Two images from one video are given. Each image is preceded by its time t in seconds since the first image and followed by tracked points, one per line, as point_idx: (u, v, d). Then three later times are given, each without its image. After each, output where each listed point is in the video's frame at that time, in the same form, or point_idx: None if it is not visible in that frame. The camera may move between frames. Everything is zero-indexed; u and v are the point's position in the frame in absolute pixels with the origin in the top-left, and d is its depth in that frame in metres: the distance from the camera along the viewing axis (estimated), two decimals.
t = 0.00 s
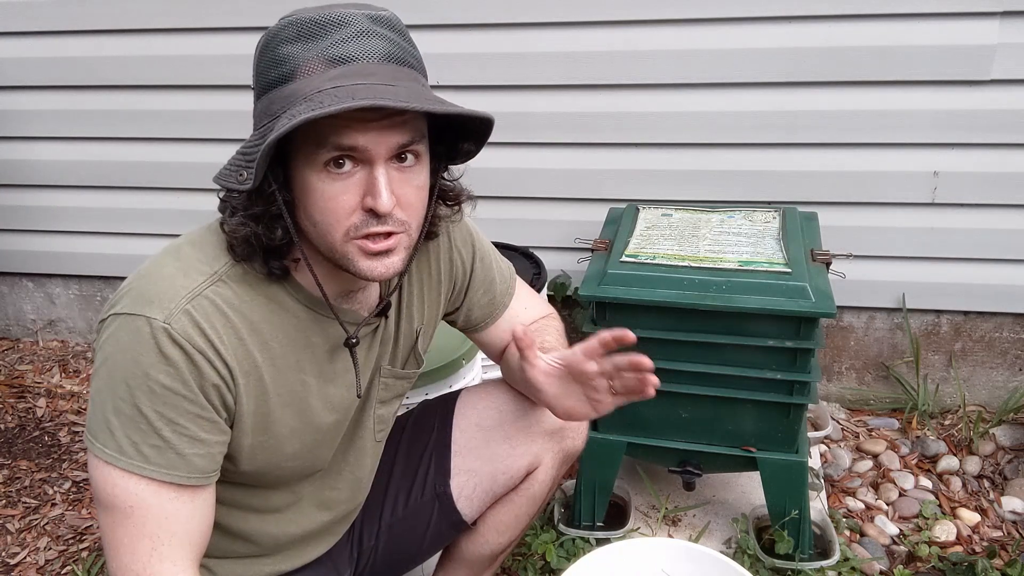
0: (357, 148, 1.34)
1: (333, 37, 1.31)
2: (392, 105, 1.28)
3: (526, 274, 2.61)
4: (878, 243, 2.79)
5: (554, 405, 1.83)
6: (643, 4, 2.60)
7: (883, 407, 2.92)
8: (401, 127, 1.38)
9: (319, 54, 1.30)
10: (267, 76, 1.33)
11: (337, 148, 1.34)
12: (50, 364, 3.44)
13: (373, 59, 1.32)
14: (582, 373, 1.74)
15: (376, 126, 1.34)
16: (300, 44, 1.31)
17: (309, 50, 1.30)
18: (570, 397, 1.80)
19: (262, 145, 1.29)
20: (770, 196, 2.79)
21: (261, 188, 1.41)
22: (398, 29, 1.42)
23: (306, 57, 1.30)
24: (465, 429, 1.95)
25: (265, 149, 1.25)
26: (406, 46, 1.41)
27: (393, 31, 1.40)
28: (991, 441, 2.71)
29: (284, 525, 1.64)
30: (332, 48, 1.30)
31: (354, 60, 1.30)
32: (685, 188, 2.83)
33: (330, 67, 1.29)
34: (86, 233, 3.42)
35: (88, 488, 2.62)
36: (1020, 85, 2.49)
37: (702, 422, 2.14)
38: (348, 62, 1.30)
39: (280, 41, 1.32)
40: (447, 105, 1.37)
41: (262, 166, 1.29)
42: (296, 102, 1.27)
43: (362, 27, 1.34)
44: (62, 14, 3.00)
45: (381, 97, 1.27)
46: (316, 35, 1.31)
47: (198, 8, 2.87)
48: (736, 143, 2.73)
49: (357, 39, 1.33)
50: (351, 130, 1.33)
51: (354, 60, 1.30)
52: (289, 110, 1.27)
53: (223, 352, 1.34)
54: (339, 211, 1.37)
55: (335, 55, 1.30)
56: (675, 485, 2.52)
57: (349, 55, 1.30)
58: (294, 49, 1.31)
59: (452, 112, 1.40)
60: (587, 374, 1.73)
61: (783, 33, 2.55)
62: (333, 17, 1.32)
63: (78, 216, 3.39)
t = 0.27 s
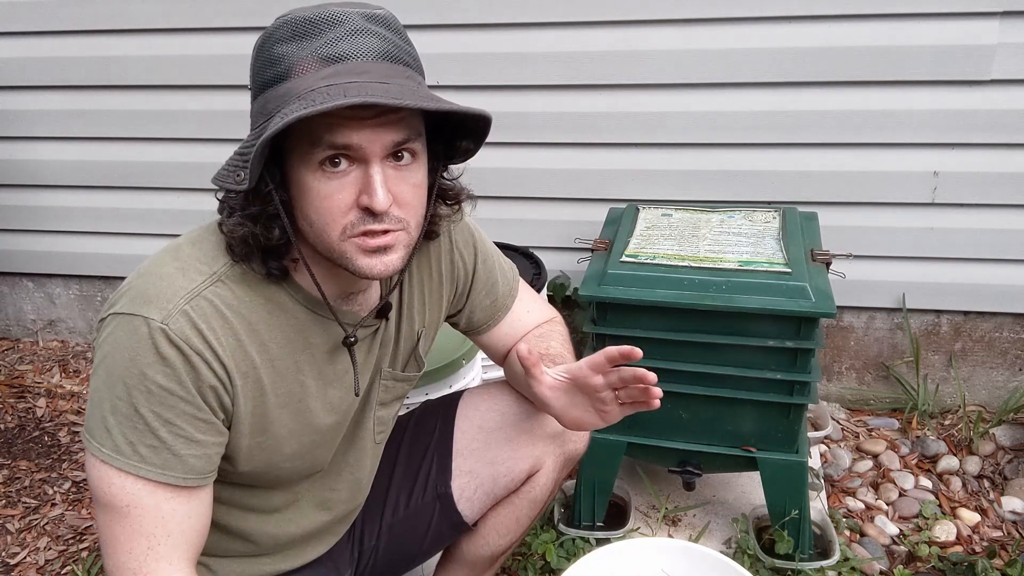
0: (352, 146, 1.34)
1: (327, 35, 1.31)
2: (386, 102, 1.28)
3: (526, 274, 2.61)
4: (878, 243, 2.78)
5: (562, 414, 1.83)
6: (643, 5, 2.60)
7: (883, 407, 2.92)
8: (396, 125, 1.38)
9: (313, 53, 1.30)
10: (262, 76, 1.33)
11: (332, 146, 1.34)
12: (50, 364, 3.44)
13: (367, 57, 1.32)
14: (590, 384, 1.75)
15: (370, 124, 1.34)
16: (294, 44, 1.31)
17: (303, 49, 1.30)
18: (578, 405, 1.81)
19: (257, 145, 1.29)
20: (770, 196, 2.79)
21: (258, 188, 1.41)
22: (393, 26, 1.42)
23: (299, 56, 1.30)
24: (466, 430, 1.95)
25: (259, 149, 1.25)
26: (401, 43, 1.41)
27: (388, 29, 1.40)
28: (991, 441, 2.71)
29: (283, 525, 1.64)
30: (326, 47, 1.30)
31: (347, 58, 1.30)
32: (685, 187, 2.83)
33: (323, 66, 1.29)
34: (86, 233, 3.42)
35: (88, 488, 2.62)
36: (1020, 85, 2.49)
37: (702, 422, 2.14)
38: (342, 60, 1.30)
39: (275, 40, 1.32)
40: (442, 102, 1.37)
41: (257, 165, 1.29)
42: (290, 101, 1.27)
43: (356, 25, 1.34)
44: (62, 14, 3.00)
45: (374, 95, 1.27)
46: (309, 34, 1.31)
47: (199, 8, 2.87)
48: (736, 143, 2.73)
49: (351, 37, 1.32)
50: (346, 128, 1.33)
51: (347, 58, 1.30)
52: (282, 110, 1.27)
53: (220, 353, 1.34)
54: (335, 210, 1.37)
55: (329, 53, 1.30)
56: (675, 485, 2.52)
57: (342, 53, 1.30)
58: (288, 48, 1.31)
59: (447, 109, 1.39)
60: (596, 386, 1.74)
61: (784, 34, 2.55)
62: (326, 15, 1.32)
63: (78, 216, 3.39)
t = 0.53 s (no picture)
0: (351, 144, 1.34)
1: (325, 34, 1.31)
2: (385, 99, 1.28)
3: (527, 274, 2.61)
4: (878, 243, 2.78)
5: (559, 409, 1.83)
6: (643, 5, 2.60)
7: (883, 407, 2.91)
8: (395, 123, 1.38)
9: (312, 51, 1.30)
10: (261, 74, 1.33)
11: (331, 144, 1.34)
12: (50, 364, 3.44)
13: (366, 55, 1.32)
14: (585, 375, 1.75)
15: (369, 122, 1.34)
16: (293, 42, 1.31)
17: (301, 47, 1.30)
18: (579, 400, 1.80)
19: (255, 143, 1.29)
20: (770, 196, 2.79)
21: (257, 187, 1.41)
22: (392, 26, 1.42)
23: (298, 54, 1.30)
24: (466, 430, 1.95)
25: (258, 145, 1.25)
26: (400, 43, 1.41)
27: (387, 29, 1.40)
28: (991, 441, 2.71)
29: (284, 525, 1.64)
30: (325, 45, 1.30)
31: (346, 56, 1.30)
32: (685, 187, 2.83)
33: (322, 64, 1.29)
34: (86, 233, 3.42)
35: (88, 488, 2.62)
36: (1020, 85, 2.49)
37: (702, 422, 2.14)
38: (341, 58, 1.30)
39: (274, 39, 1.32)
40: (440, 100, 1.37)
41: (255, 163, 1.29)
42: (289, 99, 1.27)
43: (356, 24, 1.34)
44: (62, 14, 3.00)
45: (373, 92, 1.27)
46: (308, 33, 1.31)
47: (199, 8, 2.87)
48: (736, 143, 2.73)
49: (350, 35, 1.32)
50: (345, 126, 1.33)
51: (346, 55, 1.30)
52: (281, 107, 1.26)
53: (218, 354, 1.34)
54: (334, 208, 1.37)
55: (328, 51, 1.30)
56: (675, 485, 2.52)
57: (341, 51, 1.30)
58: (287, 47, 1.31)
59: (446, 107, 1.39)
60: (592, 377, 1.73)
61: (784, 34, 2.55)
62: (325, 14, 1.32)
63: (78, 216, 3.39)
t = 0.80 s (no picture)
0: (367, 142, 1.34)
1: (338, 34, 1.32)
2: (403, 98, 1.29)
3: (526, 273, 2.61)
4: (878, 243, 2.79)
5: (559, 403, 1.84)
6: (642, 4, 2.60)
7: (883, 407, 2.91)
8: (409, 122, 1.38)
9: (325, 51, 1.30)
10: (272, 75, 1.33)
11: (345, 143, 1.34)
12: (50, 364, 3.44)
13: (379, 55, 1.32)
14: (587, 368, 1.76)
15: (385, 121, 1.34)
16: (305, 42, 1.31)
17: (315, 47, 1.30)
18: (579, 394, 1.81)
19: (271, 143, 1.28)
20: (770, 196, 2.79)
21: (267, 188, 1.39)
22: (400, 27, 1.43)
23: (312, 54, 1.30)
24: (465, 427, 1.95)
25: (276, 145, 1.24)
26: (408, 43, 1.42)
27: (395, 29, 1.40)
28: (991, 441, 2.71)
29: (285, 526, 1.64)
30: (338, 45, 1.30)
31: (361, 56, 1.31)
32: (684, 187, 2.83)
33: (337, 64, 1.29)
34: (87, 233, 3.42)
35: (88, 487, 2.62)
36: (1020, 85, 2.49)
37: (702, 421, 2.14)
38: (355, 58, 1.30)
39: (284, 39, 1.32)
40: (453, 100, 1.38)
41: (271, 163, 1.28)
42: (305, 98, 1.26)
43: (367, 24, 1.35)
44: (63, 14, 3.00)
45: (391, 91, 1.27)
46: (320, 33, 1.31)
47: (199, 8, 2.87)
48: (736, 143, 2.73)
49: (363, 36, 1.33)
50: (360, 125, 1.33)
51: (361, 55, 1.31)
52: (298, 107, 1.26)
53: (222, 355, 1.34)
54: (348, 207, 1.37)
55: (341, 51, 1.30)
56: (675, 485, 2.52)
57: (355, 51, 1.31)
58: (298, 47, 1.31)
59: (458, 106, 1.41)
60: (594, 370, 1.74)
61: (784, 34, 2.56)
62: (337, 14, 1.32)
63: (79, 216, 3.40)
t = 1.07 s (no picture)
0: (359, 135, 1.34)
1: (328, 29, 1.32)
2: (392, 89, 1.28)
3: (526, 273, 2.61)
4: (878, 244, 2.79)
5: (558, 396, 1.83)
6: (642, 5, 2.60)
7: (883, 407, 2.91)
8: (401, 114, 1.38)
9: (316, 46, 1.30)
10: (264, 72, 1.33)
11: (338, 137, 1.34)
12: (50, 364, 3.44)
13: (370, 48, 1.32)
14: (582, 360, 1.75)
15: (376, 114, 1.34)
16: (296, 39, 1.31)
17: (305, 43, 1.31)
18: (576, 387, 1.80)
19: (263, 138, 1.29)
20: (770, 196, 2.79)
21: (263, 184, 1.40)
22: (392, 21, 1.43)
23: (302, 49, 1.30)
24: (465, 425, 1.96)
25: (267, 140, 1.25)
26: (400, 36, 1.42)
27: (385, 23, 1.40)
28: (991, 441, 2.71)
29: (288, 526, 1.65)
30: (328, 39, 1.30)
31: (351, 50, 1.30)
32: (684, 187, 2.83)
33: (327, 58, 1.29)
34: (87, 233, 3.43)
35: (88, 487, 2.62)
36: (1020, 85, 2.49)
37: (702, 421, 2.14)
38: (345, 51, 1.30)
39: (276, 37, 1.33)
40: (445, 89, 1.37)
41: (264, 159, 1.29)
42: (296, 93, 1.27)
43: (357, 19, 1.35)
44: (63, 14, 3.00)
45: (381, 82, 1.27)
46: (311, 29, 1.32)
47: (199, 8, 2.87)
48: (736, 143, 2.73)
49: (353, 30, 1.33)
50: (351, 118, 1.33)
51: (351, 49, 1.30)
52: (289, 101, 1.26)
53: (227, 353, 1.34)
54: (342, 201, 1.37)
55: (332, 45, 1.30)
56: (675, 485, 2.52)
57: (345, 45, 1.30)
58: (290, 43, 1.31)
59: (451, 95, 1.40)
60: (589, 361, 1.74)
61: (784, 34, 2.55)
62: (327, 10, 1.33)
63: (79, 216, 3.40)
